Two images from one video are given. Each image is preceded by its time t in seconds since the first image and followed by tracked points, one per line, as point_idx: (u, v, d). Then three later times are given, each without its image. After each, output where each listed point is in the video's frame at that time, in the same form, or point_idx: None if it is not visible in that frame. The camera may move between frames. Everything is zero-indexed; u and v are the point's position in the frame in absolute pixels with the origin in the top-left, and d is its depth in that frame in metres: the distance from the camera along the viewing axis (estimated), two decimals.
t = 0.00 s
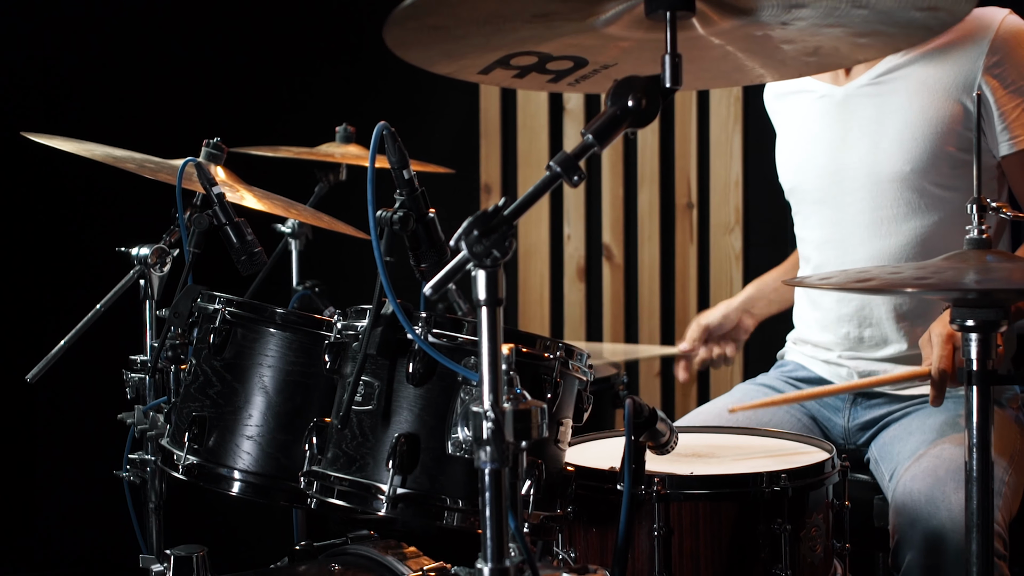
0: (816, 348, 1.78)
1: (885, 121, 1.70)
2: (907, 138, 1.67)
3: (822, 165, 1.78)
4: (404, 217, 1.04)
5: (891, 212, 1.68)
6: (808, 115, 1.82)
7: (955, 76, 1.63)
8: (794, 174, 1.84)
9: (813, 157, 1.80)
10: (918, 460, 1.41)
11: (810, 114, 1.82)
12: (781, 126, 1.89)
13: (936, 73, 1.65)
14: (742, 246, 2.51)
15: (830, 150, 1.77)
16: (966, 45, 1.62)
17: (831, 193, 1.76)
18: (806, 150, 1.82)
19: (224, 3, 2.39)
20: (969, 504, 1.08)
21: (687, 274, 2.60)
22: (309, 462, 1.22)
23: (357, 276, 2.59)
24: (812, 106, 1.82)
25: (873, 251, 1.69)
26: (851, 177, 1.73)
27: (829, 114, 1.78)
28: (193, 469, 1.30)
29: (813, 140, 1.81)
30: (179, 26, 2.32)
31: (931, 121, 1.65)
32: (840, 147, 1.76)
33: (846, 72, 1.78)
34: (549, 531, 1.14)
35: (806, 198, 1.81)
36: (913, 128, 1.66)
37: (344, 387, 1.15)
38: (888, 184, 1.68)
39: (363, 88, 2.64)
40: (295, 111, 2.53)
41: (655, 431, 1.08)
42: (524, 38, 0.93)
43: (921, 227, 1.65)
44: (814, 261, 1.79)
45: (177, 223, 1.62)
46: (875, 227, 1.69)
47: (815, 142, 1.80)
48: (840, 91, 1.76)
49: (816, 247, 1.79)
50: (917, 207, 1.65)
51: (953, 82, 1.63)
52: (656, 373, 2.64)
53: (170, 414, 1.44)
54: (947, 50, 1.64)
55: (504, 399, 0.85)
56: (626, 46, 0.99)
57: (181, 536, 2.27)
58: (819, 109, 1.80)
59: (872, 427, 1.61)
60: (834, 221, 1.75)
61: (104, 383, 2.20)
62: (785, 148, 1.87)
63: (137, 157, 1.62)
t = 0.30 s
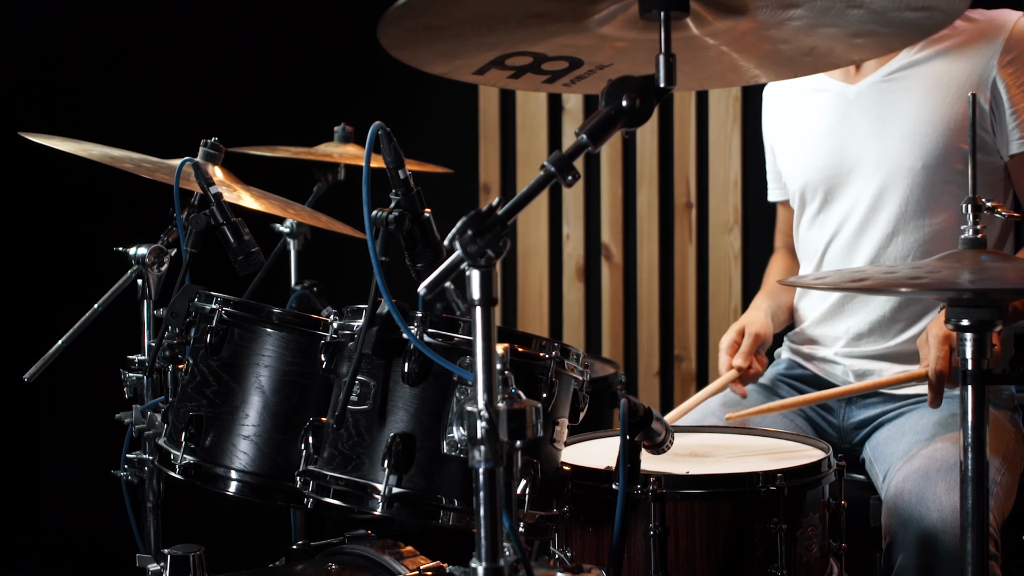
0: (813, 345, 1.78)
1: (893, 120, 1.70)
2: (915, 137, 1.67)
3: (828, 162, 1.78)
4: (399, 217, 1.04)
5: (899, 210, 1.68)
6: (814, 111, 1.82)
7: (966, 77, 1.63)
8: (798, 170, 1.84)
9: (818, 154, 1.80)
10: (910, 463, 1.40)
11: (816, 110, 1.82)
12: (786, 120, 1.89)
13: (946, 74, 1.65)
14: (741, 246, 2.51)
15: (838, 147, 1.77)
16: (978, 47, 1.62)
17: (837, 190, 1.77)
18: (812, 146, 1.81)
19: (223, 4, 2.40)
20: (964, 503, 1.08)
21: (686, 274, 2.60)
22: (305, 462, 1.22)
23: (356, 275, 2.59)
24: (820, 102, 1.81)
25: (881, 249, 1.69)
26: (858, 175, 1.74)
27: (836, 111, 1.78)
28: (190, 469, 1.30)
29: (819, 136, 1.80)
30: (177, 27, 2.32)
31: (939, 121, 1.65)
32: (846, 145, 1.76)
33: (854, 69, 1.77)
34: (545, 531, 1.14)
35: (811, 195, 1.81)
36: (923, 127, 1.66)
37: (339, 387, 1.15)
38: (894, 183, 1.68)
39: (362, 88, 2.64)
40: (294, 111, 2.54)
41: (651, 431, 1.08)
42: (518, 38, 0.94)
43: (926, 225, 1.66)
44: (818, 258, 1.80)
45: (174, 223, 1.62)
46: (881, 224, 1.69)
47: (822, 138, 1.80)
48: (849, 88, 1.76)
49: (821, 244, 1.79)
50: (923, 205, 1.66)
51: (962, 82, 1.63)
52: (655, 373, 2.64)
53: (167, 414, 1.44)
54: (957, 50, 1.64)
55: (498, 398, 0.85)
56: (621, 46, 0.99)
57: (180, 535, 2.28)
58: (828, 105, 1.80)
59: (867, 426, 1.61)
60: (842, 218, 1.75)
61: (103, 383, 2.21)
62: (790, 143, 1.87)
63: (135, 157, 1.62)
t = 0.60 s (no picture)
0: (812, 344, 1.78)
1: (893, 119, 1.70)
2: (914, 137, 1.67)
3: (827, 160, 1.78)
4: (395, 216, 1.04)
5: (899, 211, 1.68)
6: (813, 107, 1.82)
7: (969, 79, 1.63)
8: (795, 166, 1.83)
9: (816, 150, 1.80)
10: (908, 462, 1.40)
11: (815, 108, 1.81)
12: (783, 116, 1.88)
13: (949, 75, 1.65)
14: (740, 246, 2.52)
15: (838, 146, 1.77)
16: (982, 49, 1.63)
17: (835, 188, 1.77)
18: (810, 144, 1.81)
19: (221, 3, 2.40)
20: (959, 502, 1.08)
21: (685, 273, 2.60)
22: (301, 462, 1.22)
23: (354, 275, 2.59)
24: (819, 100, 1.81)
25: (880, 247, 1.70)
26: (855, 174, 1.74)
27: (836, 108, 1.78)
28: (186, 468, 1.30)
29: (817, 133, 1.80)
30: (175, 27, 2.33)
31: (939, 122, 1.65)
32: (846, 143, 1.76)
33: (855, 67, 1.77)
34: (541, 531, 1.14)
35: (807, 192, 1.81)
36: (925, 127, 1.66)
37: (335, 386, 1.15)
38: (892, 182, 1.68)
39: (361, 88, 2.64)
40: (293, 111, 2.54)
41: (647, 430, 1.08)
42: (513, 38, 0.94)
43: (922, 225, 1.66)
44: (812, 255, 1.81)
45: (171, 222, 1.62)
46: (877, 223, 1.70)
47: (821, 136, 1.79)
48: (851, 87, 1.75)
49: (816, 241, 1.79)
50: (920, 205, 1.66)
51: (964, 84, 1.64)
52: (654, 373, 2.64)
53: (165, 413, 1.44)
54: (961, 51, 1.65)
55: (493, 398, 0.85)
56: (615, 46, 0.99)
57: (178, 535, 2.28)
58: (828, 103, 1.79)
59: (867, 426, 1.60)
60: (841, 218, 1.75)
61: (101, 383, 2.21)
62: (786, 139, 1.86)
63: (133, 156, 1.62)
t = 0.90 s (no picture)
0: (813, 345, 1.78)
1: (888, 120, 1.70)
2: (909, 137, 1.67)
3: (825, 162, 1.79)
4: (391, 216, 1.04)
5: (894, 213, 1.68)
6: (812, 109, 1.82)
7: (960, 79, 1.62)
8: (795, 168, 1.85)
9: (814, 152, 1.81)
10: (906, 462, 1.40)
11: (814, 110, 1.82)
12: (783, 117, 1.89)
13: (940, 73, 1.64)
14: (739, 245, 2.52)
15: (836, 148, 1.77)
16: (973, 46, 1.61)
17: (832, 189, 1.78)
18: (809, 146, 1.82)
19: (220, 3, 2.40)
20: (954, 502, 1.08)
21: (683, 273, 2.60)
22: (297, 461, 1.22)
23: (352, 274, 2.59)
24: (819, 101, 1.81)
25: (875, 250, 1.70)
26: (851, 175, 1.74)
27: (834, 110, 1.79)
28: (184, 468, 1.30)
29: (817, 134, 1.81)
30: (173, 27, 2.33)
31: (932, 123, 1.65)
32: (844, 144, 1.77)
33: (852, 68, 1.77)
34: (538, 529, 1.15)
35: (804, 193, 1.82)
36: (919, 129, 1.66)
37: (331, 385, 1.15)
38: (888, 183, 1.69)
39: (360, 88, 2.64)
40: (291, 111, 2.54)
41: (641, 430, 1.08)
42: (508, 38, 0.94)
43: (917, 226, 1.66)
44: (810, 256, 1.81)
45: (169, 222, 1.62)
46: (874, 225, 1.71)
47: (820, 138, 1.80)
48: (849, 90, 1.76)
49: (812, 242, 1.80)
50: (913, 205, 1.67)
51: (955, 82, 1.62)
52: (653, 373, 2.64)
53: (162, 413, 1.44)
54: (953, 50, 1.64)
55: (487, 398, 0.85)
56: (610, 46, 0.99)
57: (176, 535, 2.28)
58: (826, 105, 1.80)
59: (865, 425, 1.61)
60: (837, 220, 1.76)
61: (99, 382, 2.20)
62: (786, 141, 1.87)
63: (131, 156, 1.62)
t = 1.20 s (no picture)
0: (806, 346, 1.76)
1: (869, 117, 1.68)
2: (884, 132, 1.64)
3: (817, 161, 1.78)
4: (387, 216, 1.04)
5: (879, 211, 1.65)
6: (809, 108, 1.82)
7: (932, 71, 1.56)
8: (791, 168, 1.85)
9: (808, 151, 1.80)
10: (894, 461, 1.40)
11: (810, 109, 1.81)
12: (786, 116, 1.89)
13: (914, 66, 1.60)
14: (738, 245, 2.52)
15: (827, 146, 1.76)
16: (942, 33, 1.54)
17: (820, 188, 1.77)
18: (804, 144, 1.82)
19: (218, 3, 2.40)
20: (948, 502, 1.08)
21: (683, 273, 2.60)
22: (293, 461, 1.22)
23: (351, 274, 2.59)
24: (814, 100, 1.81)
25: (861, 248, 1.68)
26: (839, 174, 1.73)
27: (825, 109, 1.78)
28: (181, 468, 1.30)
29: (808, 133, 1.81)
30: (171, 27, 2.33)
31: (910, 118, 1.60)
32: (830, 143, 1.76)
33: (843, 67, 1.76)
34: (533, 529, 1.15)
35: (798, 192, 1.83)
36: (896, 125, 1.62)
37: (326, 384, 1.16)
38: (868, 181, 1.67)
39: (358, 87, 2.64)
40: (289, 110, 2.54)
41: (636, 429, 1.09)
42: (502, 38, 0.94)
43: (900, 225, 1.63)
44: (802, 255, 1.81)
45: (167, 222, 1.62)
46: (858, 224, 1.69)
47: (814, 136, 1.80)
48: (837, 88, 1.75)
49: (806, 240, 1.80)
50: (890, 203, 1.63)
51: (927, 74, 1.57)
52: (652, 372, 2.64)
53: (159, 413, 1.44)
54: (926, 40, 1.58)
55: (482, 398, 0.85)
56: (605, 45, 0.99)
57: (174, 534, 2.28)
58: (819, 104, 1.79)
59: (858, 427, 1.61)
60: (828, 218, 1.75)
61: (97, 382, 2.21)
62: (786, 141, 1.88)
63: (128, 156, 1.62)
